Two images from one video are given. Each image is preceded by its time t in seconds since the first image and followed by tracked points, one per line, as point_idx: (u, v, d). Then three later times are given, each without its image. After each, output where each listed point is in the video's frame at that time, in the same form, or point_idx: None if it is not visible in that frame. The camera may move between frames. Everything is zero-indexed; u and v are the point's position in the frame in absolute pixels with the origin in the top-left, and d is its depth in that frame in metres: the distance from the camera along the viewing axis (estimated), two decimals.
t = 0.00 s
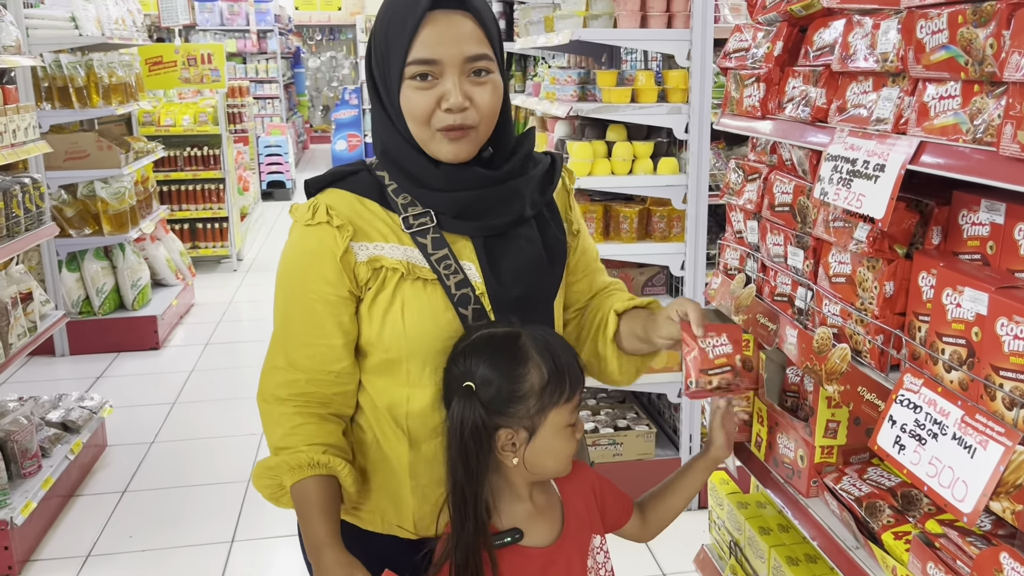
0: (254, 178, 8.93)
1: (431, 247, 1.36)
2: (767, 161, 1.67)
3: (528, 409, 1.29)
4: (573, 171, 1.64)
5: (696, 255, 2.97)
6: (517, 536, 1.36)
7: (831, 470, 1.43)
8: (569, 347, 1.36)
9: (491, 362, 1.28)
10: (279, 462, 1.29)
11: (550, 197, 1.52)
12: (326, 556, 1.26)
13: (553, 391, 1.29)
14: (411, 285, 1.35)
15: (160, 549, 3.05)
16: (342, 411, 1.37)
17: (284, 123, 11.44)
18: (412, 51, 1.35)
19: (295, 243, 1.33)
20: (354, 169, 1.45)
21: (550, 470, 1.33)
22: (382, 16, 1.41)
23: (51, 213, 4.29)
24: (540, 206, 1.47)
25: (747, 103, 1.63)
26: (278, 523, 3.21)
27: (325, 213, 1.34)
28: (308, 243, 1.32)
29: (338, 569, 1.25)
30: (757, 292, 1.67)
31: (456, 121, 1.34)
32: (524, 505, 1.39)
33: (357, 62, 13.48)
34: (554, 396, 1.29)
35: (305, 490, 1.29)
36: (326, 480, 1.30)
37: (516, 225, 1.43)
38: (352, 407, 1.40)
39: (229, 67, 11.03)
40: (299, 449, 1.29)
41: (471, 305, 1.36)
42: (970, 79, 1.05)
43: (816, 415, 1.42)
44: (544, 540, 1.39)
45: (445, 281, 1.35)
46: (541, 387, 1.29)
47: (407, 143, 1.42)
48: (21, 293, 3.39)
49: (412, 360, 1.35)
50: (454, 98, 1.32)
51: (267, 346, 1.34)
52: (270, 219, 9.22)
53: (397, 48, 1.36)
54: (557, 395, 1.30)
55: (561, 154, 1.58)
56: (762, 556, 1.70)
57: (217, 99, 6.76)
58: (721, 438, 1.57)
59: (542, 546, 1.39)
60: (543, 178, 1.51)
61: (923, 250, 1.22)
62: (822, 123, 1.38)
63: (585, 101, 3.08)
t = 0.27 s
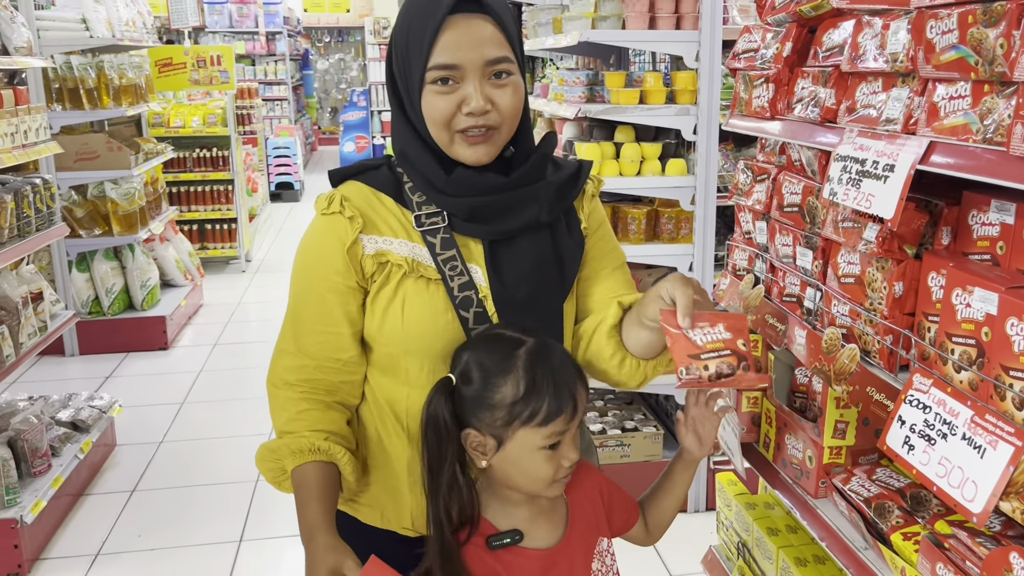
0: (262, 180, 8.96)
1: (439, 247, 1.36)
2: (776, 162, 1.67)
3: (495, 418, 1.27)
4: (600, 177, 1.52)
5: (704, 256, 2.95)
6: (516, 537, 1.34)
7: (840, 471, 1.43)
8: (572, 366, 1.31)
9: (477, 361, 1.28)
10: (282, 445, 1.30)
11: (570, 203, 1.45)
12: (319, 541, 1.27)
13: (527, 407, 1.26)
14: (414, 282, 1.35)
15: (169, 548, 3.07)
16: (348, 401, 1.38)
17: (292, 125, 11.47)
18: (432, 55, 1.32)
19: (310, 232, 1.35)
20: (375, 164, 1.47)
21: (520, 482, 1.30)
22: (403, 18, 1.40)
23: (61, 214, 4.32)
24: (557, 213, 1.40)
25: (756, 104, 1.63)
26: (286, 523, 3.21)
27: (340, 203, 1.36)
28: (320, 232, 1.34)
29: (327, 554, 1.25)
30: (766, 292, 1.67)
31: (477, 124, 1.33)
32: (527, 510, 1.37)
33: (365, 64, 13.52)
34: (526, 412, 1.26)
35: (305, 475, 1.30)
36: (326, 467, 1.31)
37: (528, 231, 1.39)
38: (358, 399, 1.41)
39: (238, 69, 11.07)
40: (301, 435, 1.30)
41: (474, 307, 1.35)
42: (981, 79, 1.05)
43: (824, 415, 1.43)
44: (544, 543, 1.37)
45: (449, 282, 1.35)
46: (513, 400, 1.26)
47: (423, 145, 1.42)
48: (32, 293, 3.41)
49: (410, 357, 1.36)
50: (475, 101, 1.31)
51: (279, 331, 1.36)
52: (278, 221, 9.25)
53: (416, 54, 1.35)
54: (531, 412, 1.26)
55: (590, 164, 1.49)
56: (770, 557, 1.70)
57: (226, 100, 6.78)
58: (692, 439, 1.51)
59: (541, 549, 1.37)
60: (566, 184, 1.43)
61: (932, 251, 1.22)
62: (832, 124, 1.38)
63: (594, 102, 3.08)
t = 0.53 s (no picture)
0: (269, 179, 8.97)
1: (453, 247, 1.35)
2: (786, 160, 1.67)
3: (482, 414, 1.25)
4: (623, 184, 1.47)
5: (711, 254, 2.94)
6: (512, 539, 1.31)
7: (849, 469, 1.43)
8: (570, 372, 1.26)
9: (476, 356, 1.26)
10: (287, 434, 1.31)
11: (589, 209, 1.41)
12: (313, 535, 1.26)
13: (513, 405, 1.23)
14: (424, 280, 1.34)
15: (176, 546, 3.07)
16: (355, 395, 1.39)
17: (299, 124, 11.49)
18: (455, 61, 1.27)
19: (326, 223, 1.36)
20: (396, 160, 1.45)
21: (508, 482, 1.27)
22: (428, 19, 1.34)
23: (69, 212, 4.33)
24: (572, 216, 1.38)
25: (766, 101, 1.62)
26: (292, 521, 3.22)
27: (357, 197, 1.36)
28: (335, 224, 1.34)
29: (321, 547, 1.25)
30: (775, 291, 1.66)
31: (499, 131, 1.28)
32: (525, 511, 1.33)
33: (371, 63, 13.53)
34: (512, 411, 1.23)
35: (306, 468, 1.31)
36: (327, 461, 1.32)
37: (544, 234, 1.37)
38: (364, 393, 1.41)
39: (244, 68, 11.09)
40: (306, 426, 1.32)
41: (482, 310, 1.34)
42: (994, 76, 1.05)
43: (834, 413, 1.43)
44: (541, 547, 1.33)
45: (460, 283, 1.34)
46: (499, 398, 1.24)
47: (443, 146, 1.39)
48: (40, 291, 3.42)
49: (415, 354, 1.34)
50: (497, 109, 1.25)
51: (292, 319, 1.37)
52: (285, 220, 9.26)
53: (440, 60, 1.30)
54: (516, 411, 1.23)
55: (614, 168, 1.44)
56: (779, 556, 1.69)
57: (232, 99, 6.79)
58: (701, 461, 1.40)
59: (536, 555, 1.33)
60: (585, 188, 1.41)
61: (944, 249, 1.21)
62: (843, 121, 1.37)
63: (601, 100, 3.07)
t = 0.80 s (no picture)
0: (273, 175, 8.97)
1: (468, 246, 1.33)
2: (794, 154, 1.66)
3: (470, 418, 1.25)
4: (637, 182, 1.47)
5: (717, 252, 2.92)
6: (500, 525, 1.28)
7: (858, 465, 1.43)
8: (562, 382, 1.23)
9: (471, 357, 1.25)
10: (301, 434, 1.30)
11: (605, 209, 1.40)
12: (328, 534, 1.25)
13: (497, 412, 1.22)
14: (439, 280, 1.33)
15: (181, 541, 3.07)
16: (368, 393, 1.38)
17: (303, 121, 11.49)
18: (482, 60, 1.25)
19: (338, 220, 1.34)
20: (408, 156, 1.43)
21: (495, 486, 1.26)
22: (456, 15, 1.32)
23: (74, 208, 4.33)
24: (587, 218, 1.36)
25: (774, 95, 1.61)
26: (296, 517, 3.22)
27: (370, 196, 1.34)
28: (347, 222, 1.33)
29: (338, 544, 1.23)
30: (783, 286, 1.65)
31: (522, 133, 1.26)
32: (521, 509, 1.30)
33: (375, 60, 13.52)
34: (496, 416, 1.22)
35: (320, 467, 1.30)
36: (342, 458, 1.31)
37: (560, 236, 1.35)
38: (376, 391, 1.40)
39: (249, 64, 11.08)
40: (318, 425, 1.31)
41: (498, 309, 1.33)
42: (1008, 68, 1.03)
43: (842, 408, 1.42)
44: (529, 544, 1.30)
45: (475, 283, 1.32)
46: (485, 402, 1.23)
47: (461, 146, 1.37)
48: (45, 286, 3.42)
49: (429, 354, 1.33)
50: (522, 111, 1.23)
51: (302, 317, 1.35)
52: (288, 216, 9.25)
53: (467, 57, 1.28)
54: (500, 418, 1.22)
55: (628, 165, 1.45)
56: (786, 552, 1.69)
57: (236, 95, 6.78)
58: (710, 500, 1.32)
59: (528, 550, 1.29)
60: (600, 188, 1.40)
61: (955, 243, 1.20)
62: (853, 115, 1.36)
63: (607, 96, 3.06)
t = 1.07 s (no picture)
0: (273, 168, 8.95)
1: (486, 256, 1.28)
2: (799, 144, 1.64)
3: (458, 406, 1.23)
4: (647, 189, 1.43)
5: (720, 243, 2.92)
6: (497, 505, 1.27)
7: (863, 458, 1.42)
8: (548, 377, 1.20)
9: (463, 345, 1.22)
10: (325, 443, 1.21)
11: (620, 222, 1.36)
12: (381, 533, 1.15)
13: (481, 404, 1.20)
14: (458, 295, 1.28)
15: (181, 534, 3.07)
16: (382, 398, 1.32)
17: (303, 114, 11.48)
18: (539, 87, 1.16)
19: (351, 226, 1.25)
20: (421, 155, 1.36)
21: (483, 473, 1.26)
22: (512, 28, 1.22)
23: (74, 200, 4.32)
24: (604, 233, 1.32)
25: (779, 84, 1.60)
26: (298, 510, 3.21)
27: (389, 202, 1.26)
28: (364, 228, 1.24)
29: (391, 543, 1.14)
30: (787, 277, 1.63)
31: (563, 163, 1.20)
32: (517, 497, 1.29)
33: (376, 53, 13.49)
34: (480, 409, 1.20)
35: (354, 472, 1.20)
36: (375, 460, 1.22)
37: (579, 250, 1.31)
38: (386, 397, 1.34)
39: (249, 57, 11.06)
40: (344, 429, 1.21)
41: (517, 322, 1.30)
42: (1017, 54, 1.02)
43: (846, 400, 1.42)
44: (524, 531, 1.30)
45: (494, 294, 1.28)
46: (471, 394, 1.21)
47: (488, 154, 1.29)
48: (44, 278, 3.41)
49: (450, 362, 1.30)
50: (570, 145, 1.16)
51: (311, 324, 1.25)
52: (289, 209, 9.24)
53: (520, 81, 1.18)
54: (483, 410, 1.20)
55: (644, 170, 1.40)
56: (790, 545, 1.68)
57: (236, 88, 6.76)
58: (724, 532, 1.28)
59: (525, 539, 1.29)
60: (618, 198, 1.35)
61: (963, 232, 1.19)
62: (859, 103, 1.35)
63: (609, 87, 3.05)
